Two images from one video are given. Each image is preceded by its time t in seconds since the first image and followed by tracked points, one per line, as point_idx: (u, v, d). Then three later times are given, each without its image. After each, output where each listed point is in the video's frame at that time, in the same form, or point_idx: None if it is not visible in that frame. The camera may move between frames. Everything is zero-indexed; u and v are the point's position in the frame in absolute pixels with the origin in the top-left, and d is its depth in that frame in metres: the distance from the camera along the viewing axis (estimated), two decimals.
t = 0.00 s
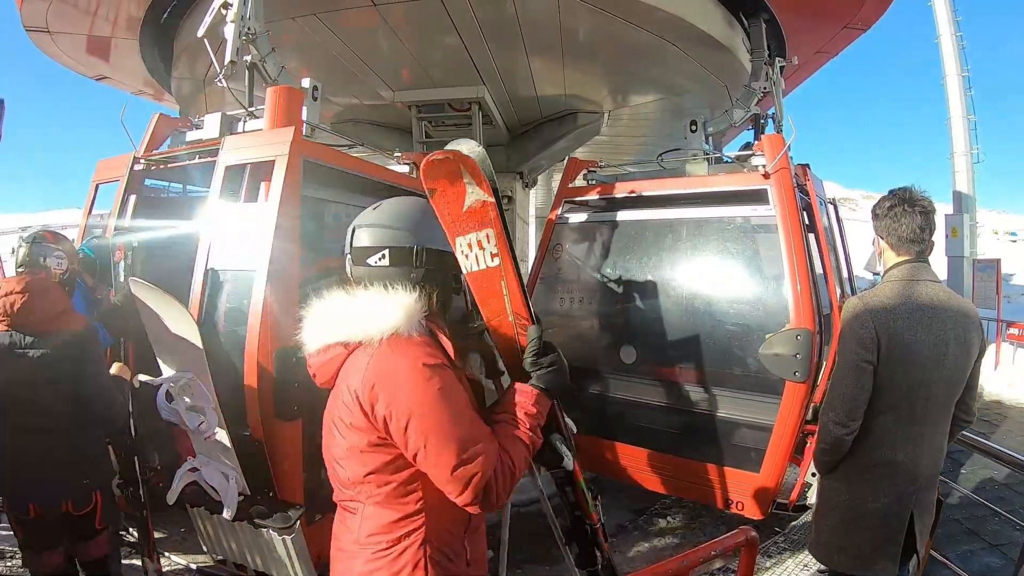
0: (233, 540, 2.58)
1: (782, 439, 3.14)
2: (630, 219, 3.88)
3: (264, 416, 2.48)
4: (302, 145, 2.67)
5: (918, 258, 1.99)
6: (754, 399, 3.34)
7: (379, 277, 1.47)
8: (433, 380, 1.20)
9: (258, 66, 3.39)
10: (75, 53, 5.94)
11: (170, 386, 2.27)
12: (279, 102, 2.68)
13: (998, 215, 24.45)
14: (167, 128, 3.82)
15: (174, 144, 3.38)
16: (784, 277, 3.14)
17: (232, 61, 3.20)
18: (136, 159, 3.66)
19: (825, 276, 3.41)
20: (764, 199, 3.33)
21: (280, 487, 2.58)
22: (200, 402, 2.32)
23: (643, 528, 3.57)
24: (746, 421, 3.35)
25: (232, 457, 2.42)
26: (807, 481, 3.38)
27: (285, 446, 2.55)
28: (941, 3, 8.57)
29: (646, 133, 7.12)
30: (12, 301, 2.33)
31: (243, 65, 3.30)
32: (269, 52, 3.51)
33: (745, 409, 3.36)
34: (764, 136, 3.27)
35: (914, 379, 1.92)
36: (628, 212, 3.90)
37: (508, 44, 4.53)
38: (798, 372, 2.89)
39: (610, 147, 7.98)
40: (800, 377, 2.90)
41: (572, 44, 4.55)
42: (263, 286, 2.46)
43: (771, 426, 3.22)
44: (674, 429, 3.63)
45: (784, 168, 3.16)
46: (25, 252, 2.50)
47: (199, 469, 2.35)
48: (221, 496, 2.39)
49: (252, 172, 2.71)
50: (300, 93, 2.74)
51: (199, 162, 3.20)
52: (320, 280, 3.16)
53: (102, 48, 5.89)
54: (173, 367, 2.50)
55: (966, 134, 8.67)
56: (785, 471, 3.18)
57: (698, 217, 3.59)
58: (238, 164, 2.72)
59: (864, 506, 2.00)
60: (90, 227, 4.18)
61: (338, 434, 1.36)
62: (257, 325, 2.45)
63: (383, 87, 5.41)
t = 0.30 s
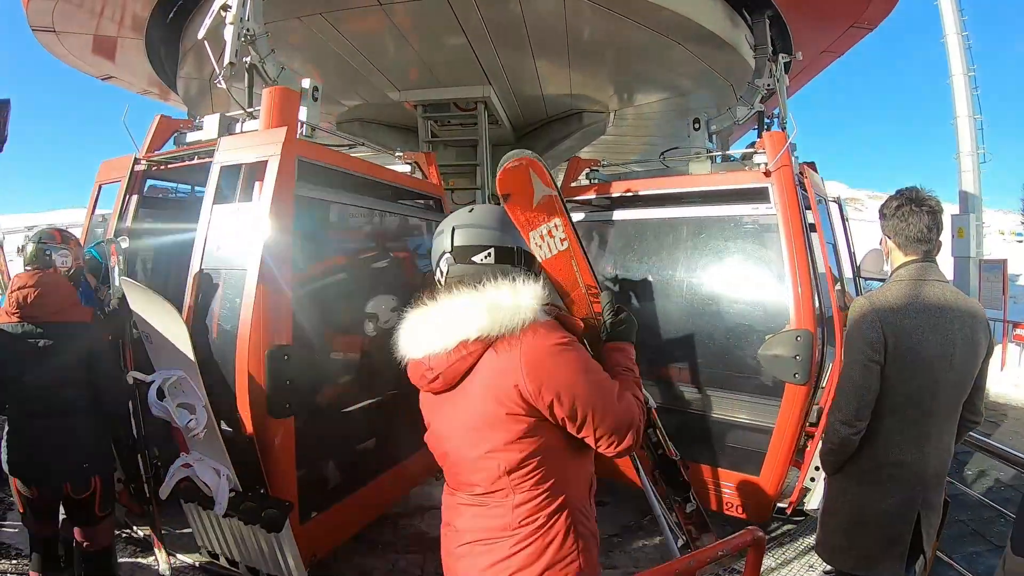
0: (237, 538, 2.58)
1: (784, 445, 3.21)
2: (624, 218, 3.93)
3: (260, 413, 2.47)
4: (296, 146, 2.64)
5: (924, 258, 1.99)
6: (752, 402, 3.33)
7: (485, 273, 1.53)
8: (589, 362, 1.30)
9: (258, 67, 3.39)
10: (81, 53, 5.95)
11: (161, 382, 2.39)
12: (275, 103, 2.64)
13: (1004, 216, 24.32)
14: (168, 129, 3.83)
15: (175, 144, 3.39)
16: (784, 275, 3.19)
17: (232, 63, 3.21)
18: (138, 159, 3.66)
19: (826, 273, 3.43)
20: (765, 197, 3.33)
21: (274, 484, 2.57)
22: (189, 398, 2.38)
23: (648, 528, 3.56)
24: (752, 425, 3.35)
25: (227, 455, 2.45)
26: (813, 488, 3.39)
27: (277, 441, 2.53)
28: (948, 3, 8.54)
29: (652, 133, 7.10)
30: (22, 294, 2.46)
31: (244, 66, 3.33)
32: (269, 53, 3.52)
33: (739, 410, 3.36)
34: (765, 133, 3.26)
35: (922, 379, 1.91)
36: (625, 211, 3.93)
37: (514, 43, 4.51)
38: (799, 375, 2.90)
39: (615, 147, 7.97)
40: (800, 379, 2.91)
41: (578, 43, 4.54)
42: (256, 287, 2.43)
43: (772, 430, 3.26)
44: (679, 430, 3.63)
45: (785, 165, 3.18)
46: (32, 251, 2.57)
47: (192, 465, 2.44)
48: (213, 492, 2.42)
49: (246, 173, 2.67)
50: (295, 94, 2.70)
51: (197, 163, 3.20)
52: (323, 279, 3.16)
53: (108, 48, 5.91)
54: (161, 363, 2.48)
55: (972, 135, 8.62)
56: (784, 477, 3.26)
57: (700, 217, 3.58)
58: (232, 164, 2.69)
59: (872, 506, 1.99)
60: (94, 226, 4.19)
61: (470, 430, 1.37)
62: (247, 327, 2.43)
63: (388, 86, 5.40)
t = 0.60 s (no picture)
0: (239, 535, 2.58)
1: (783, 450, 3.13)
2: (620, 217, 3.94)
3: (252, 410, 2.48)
4: (286, 144, 2.63)
5: (931, 259, 1.97)
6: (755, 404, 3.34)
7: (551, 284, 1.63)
8: (645, 352, 1.45)
9: (254, 67, 3.44)
10: (87, 52, 5.97)
11: (147, 377, 2.36)
12: (269, 104, 2.64)
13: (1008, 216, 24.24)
14: (167, 130, 3.84)
15: (174, 144, 3.39)
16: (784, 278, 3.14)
17: (229, 63, 3.24)
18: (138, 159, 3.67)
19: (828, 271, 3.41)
20: (765, 197, 3.25)
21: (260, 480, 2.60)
22: (174, 392, 2.37)
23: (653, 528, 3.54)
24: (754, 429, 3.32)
25: (214, 450, 2.47)
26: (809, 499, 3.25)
27: (267, 436, 2.54)
28: (953, 2, 8.51)
29: (656, 132, 7.09)
30: (17, 291, 2.51)
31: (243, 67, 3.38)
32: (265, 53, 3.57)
33: (748, 413, 3.40)
34: (766, 131, 3.18)
35: (927, 380, 1.90)
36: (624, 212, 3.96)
37: (519, 42, 4.51)
38: (797, 378, 2.90)
39: (619, 147, 7.96)
40: (799, 382, 2.90)
41: (582, 42, 4.53)
42: (246, 287, 2.45)
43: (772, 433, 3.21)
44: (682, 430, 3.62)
45: (785, 163, 3.09)
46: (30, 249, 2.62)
47: (182, 459, 2.43)
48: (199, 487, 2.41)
49: (239, 172, 2.66)
50: (287, 94, 2.70)
51: (193, 163, 3.19)
52: (324, 278, 3.15)
53: (113, 47, 5.93)
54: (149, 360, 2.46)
55: (977, 135, 8.60)
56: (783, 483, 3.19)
57: (699, 216, 3.61)
58: (224, 164, 2.70)
59: (876, 507, 1.98)
60: (95, 225, 4.19)
61: (546, 420, 1.55)
62: (237, 326, 2.44)
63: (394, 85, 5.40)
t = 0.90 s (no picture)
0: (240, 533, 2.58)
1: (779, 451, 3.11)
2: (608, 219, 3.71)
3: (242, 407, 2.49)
4: (275, 145, 2.64)
5: (937, 260, 1.96)
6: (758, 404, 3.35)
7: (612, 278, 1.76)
8: (709, 334, 1.62)
9: (250, 70, 3.47)
10: (91, 51, 5.98)
11: (134, 374, 2.34)
12: (261, 104, 2.64)
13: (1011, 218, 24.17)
14: (165, 131, 3.83)
15: (172, 145, 3.40)
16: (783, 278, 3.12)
17: (225, 65, 3.27)
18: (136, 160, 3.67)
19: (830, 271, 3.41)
20: (763, 195, 3.28)
21: (251, 477, 2.60)
22: (160, 391, 2.33)
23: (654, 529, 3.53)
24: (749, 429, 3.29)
25: (203, 446, 2.48)
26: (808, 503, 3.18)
27: (256, 431, 2.55)
28: (959, 3, 8.46)
29: (659, 132, 7.08)
30: (17, 282, 2.55)
31: (239, 68, 3.40)
32: (261, 56, 3.61)
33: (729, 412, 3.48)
34: (763, 131, 3.26)
35: (931, 382, 1.88)
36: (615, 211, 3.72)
37: (522, 42, 4.49)
38: (794, 380, 2.84)
39: (622, 147, 7.95)
40: (796, 385, 2.85)
41: (586, 42, 4.52)
42: (236, 286, 2.46)
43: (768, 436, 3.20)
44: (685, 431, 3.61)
45: (782, 161, 3.16)
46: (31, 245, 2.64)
47: (171, 455, 2.44)
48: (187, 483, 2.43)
49: (231, 172, 2.67)
50: (279, 95, 2.70)
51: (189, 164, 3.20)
52: (324, 276, 3.15)
53: (117, 46, 5.93)
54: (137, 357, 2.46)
55: (980, 137, 8.59)
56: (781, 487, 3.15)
57: (694, 214, 3.58)
58: (216, 164, 2.70)
59: (881, 506, 1.97)
60: (96, 224, 4.18)
61: (617, 400, 1.71)
62: (227, 325, 2.46)
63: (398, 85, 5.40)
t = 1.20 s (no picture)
0: (235, 528, 2.60)
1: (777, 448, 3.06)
2: (600, 217, 3.70)
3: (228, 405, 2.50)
4: (266, 145, 2.65)
5: (943, 260, 1.90)
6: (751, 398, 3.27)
7: (676, 292, 1.83)
8: (771, 335, 1.76)
9: (247, 70, 3.48)
10: (92, 49, 5.98)
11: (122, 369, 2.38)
12: (253, 103, 2.62)
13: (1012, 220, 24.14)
14: (162, 131, 3.83)
15: (170, 145, 3.40)
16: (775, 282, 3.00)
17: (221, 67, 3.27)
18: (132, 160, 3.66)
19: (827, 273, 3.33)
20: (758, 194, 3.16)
21: (241, 474, 2.61)
22: (147, 386, 2.38)
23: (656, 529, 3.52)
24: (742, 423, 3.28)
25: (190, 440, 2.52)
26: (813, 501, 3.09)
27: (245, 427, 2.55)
28: (960, 3, 8.45)
29: (661, 132, 7.06)
30: (34, 277, 2.60)
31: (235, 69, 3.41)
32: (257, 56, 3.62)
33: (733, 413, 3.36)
34: (759, 127, 3.11)
35: (934, 381, 1.88)
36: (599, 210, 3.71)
37: (524, 41, 4.48)
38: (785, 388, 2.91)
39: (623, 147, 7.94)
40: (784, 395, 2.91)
41: (587, 42, 4.50)
42: (226, 285, 2.47)
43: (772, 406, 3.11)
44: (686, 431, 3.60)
45: (778, 159, 3.02)
46: (47, 246, 2.70)
47: (160, 449, 2.43)
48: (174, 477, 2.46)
49: (223, 172, 2.70)
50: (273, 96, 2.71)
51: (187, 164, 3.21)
52: (323, 273, 3.14)
53: (118, 44, 5.93)
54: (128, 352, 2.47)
55: (982, 138, 8.58)
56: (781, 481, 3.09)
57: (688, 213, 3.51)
58: (207, 164, 2.72)
59: (884, 506, 1.96)
60: (95, 223, 4.19)
61: (698, 406, 1.76)
62: (216, 323, 2.48)
63: (399, 84, 5.39)
